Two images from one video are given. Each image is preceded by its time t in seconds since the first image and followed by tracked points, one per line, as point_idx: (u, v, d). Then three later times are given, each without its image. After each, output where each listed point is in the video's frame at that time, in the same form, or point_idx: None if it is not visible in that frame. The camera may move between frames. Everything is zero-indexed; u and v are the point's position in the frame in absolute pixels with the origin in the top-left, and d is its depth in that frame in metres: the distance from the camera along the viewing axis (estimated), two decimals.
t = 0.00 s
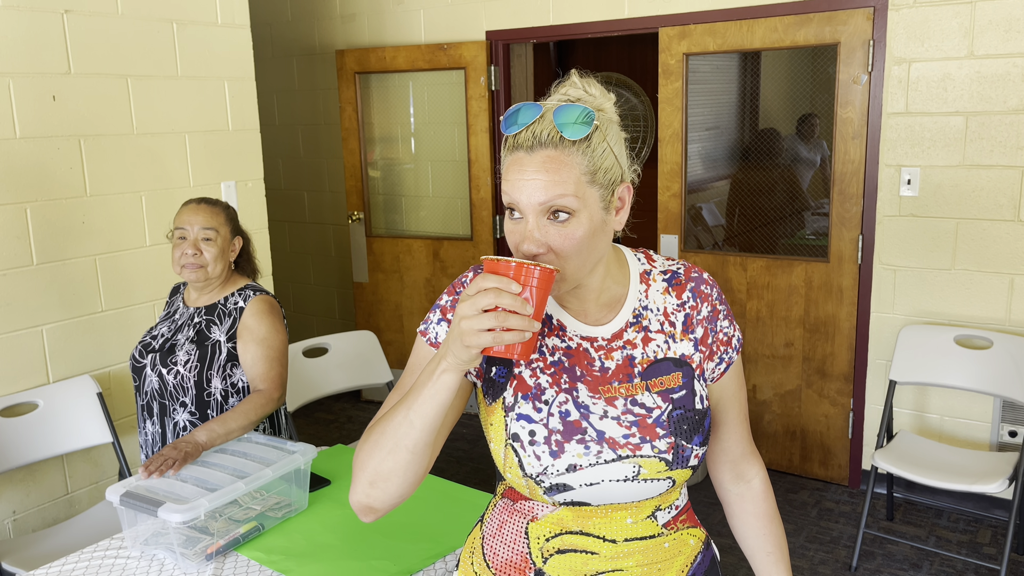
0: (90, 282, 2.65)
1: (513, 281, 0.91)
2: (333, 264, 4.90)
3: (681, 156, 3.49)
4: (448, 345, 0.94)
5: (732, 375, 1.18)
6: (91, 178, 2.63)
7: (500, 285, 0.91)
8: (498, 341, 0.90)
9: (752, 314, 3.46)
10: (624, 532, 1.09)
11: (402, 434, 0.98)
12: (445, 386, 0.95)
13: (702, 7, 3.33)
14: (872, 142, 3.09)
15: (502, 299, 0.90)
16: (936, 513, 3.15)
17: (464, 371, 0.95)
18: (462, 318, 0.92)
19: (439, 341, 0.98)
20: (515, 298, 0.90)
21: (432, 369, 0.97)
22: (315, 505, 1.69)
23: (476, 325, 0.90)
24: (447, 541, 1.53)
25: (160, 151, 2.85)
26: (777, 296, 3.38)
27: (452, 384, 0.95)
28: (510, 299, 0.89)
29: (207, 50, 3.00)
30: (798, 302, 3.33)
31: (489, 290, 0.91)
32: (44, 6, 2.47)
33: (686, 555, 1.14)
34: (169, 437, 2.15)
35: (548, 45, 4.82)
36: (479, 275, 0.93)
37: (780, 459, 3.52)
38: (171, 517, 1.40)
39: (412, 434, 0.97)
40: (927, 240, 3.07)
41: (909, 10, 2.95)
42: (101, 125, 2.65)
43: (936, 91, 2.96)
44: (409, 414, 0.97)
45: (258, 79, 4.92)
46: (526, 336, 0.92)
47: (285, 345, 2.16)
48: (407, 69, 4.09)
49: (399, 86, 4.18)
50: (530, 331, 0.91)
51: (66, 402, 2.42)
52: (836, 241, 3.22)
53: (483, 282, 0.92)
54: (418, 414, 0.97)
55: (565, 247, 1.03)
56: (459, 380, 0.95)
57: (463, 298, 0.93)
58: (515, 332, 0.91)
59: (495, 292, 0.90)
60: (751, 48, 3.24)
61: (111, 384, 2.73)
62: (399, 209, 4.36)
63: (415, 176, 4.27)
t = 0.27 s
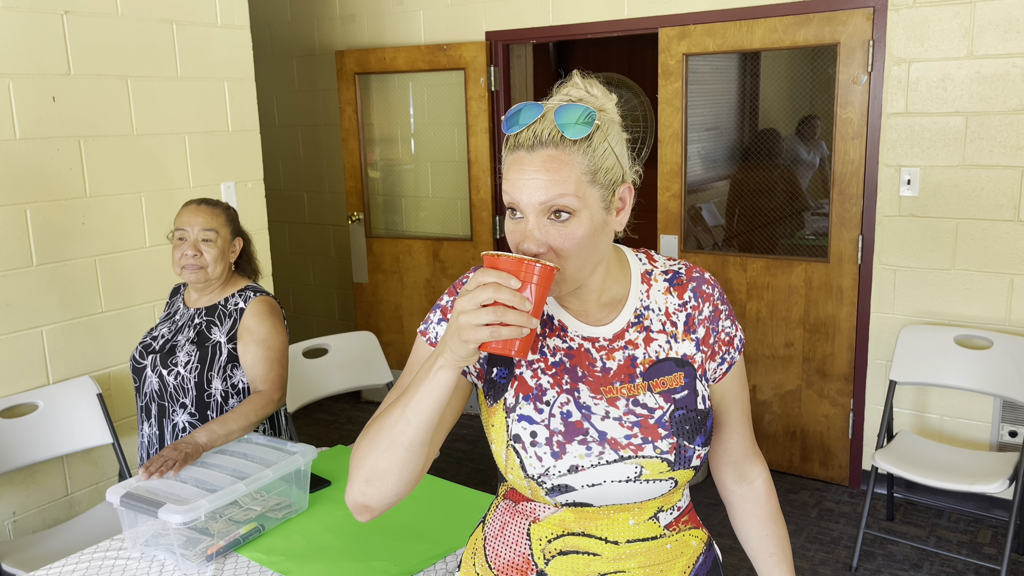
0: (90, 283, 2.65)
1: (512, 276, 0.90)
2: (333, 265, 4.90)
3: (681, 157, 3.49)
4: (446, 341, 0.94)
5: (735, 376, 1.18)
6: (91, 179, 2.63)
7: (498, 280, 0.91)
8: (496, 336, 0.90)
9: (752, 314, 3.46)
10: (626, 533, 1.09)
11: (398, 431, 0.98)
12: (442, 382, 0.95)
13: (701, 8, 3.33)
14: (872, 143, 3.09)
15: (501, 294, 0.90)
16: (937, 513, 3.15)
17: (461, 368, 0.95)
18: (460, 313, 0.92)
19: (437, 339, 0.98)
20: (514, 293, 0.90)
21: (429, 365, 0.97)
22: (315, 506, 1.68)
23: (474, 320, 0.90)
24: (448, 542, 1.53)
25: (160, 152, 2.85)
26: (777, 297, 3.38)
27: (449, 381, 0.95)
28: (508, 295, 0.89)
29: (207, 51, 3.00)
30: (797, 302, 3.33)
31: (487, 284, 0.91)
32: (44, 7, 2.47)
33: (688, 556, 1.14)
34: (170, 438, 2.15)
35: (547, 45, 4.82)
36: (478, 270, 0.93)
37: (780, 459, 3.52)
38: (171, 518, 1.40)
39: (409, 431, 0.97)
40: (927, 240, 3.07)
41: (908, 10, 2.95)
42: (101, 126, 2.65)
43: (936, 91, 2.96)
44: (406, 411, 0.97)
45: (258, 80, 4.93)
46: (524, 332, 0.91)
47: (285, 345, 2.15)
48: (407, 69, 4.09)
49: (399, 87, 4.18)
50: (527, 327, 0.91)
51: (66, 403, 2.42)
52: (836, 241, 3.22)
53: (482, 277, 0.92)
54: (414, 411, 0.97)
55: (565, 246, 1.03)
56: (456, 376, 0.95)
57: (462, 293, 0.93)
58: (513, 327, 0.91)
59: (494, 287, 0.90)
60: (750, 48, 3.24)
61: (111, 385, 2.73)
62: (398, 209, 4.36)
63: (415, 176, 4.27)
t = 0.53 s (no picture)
0: (89, 284, 2.65)
1: (513, 278, 0.91)
2: (333, 265, 4.90)
3: (680, 157, 3.49)
4: (447, 343, 0.94)
5: (737, 377, 1.18)
6: (90, 180, 2.63)
7: (499, 282, 0.91)
8: (496, 338, 0.90)
9: (751, 315, 3.46)
10: (627, 535, 1.09)
11: (399, 433, 0.98)
12: (442, 384, 0.95)
13: (701, 9, 3.33)
14: (871, 143, 3.09)
15: (501, 296, 0.90)
16: (936, 514, 3.15)
17: (462, 370, 0.95)
18: (460, 315, 0.92)
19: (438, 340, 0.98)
20: (514, 295, 0.90)
21: (430, 367, 0.97)
22: (315, 508, 1.69)
23: (474, 322, 0.90)
24: (447, 543, 1.53)
25: (160, 153, 2.85)
26: (776, 297, 3.38)
27: (449, 383, 0.95)
28: (509, 297, 0.90)
29: (206, 52, 3.00)
30: (797, 303, 3.34)
31: (488, 287, 0.91)
32: (43, 8, 2.47)
33: (689, 558, 1.14)
34: (169, 440, 2.15)
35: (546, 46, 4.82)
36: (479, 273, 0.93)
37: (780, 460, 3.52)
38: (171, 519, 1.40)
39: (409, 433, 0.97)
40: (926, 241, 3.07)
41: (907, 11, 2.95)
42: (100, 127, 2.65)
43: (935, 91, 2.96)
44: (407, 412, 0.97)
45: (258, 81, 4.93)
46: (525, 334, 0.92)
47: (285, 346, 2.16)
48: (406, 70, 4.09)
49: (398, 88, 4.18)
50: (528, 330, 0.91)
51: (66, 404, 2.42)
52: (835, 242, 3.22)
53: (482, 279, 0.92)
54: (415, 413, 0.97)
55: (567, 249, 1.03)
56: (457, 378, 0.95)
57: (463, 296, 0.93)
58: (514, 329, 0.91)
59: (495, 289, 0.90)
60: (749, 49, 3.24)
61: (111, 386, 2.73)
62: (398, 210, 4.36)
63: (414, 177, 4.27)
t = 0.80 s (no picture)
0: (89, 284, 2.65)
1: (517, 291, 0.90)
2: (332, 266, 4.90)
3: (680, 158, 3.50)
4: (453, 353, 0.93)
5: (739, 378, 1.18)
6: (90, 180, 2.63)
7: (503, 295, 0.91)
8: (502, 352, 0.90)
9: (751, 315, 3.46)
10: (628, 536, 1.09)
11: (407, 440, 0.98)
12: (450, 394, 0.95)
13: (700, 9, 3.33)
14: (871, 143, 3.09)
15: (506, 309, 0.90)
16: (936, 514, 3.15)
17: (468, 379, 0.95)
18: (465, 327, 0.92)
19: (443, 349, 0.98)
20: (519, 308, 0.90)
21: (437, 376, 0.97)
22: (315, 508, 1.69)
23: (479, 336, 0.90)
24: (447, 543, 1.53)
25: (160, 154, 2.85)
26: (776, 298, 3.38)
27: (457, 392, 0.95)
28: (514, 311, 0.90)
29: (206, 52, 3.00)
30: (796, 303, 3.34)
31: (492, 300, 0.91)
32: (43, 9, 2.47)
33: (690, 559, 1.14)
34: (169, 440, 2.15)
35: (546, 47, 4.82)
36: (482, 285, 0.93)
37: (780, 460, 3.52)
38: (171, 520, 1.40)
39: (417, 440, 0.97)
40: (926, 241, 3.08)
41: (907, 11, 2.95)
42: (100, 128, 2.65)
43: (935, 92, 2.96)
44: (414, 420, 0.97)
45: (257, 82, 4.93)
46: (531, 345, 0.92)
47: (285, 347, 2.16)
48: (406, 71, 4.09)
49: (398, 88, 4.18)
50: (534, 341, 0.92)
51: (66, 405, 2.42)
52: (835, 242, 3.22)
53: (486, 292, 0.92)
54: (423, 421, 0.97)
55: (571, 250, 1.03)
56: (464, 387, 0.95)
57: (467, 307, 0.92)
58: (520, 342, 0.91)
59: (499, 303, 0.90)
60: (749, 49, 3.24)
61: (111, 386, 2.74)
62: (398, 210, 4.36)
63: (414, 177, 4.27)
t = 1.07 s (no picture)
0: (89, 284, 2.65)
1: (511, 306, 0.90)
2: (332, 266, 4.90)
3: (680, 158, 3.50)
4: (451, 366, 0.93)
5: (741, 379, 1.18)
6: (90, 180, 2.63)
7: (497, 311, 0.90)
8: (499, 367, 0.90)
9: (751, 316, 3.46)
10: (629, 536, 1.08)
11: (410, 449, 0.98)
12: (451, 404, 0.95)
13: (701, 9, 3.33)
14: (871, 144, 3.09)
15: (501, 325, 0.89)
16: (936, 515, 3.15)
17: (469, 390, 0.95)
18: (461, 343, 0.91)
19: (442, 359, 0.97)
20: (514, 324, 0.89)
21: (437, 386, 0.96)
22: (315, 508, 1.68)
23: (476, 352, 0.90)
24: (447, 543, 1.53)
25: (159, 153, 2.85)
26: (776, 298, 3.38)
27: (458, 403, 0.95)
28: (509, 326, 0.89)
29: (206, 52, 3.00)
30: (796, 304, 3.34)
31: (486, 316, 0.90)
32: (42, 8, 2.46)
33: (691, 559, 1.13)
34: (169, 439, 2.14)
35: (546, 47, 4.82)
36: (476, 300, 0.92)
37: (780, 461, 3.52)
38: (171, 520, 1.39)
39: (420, 449, 0.97)
40: (926, 242, 3.08)
41: (907, 11, 2.95)
42: (99, 127, 2.65)
43: (935, 92, 2.96)
44: (417, 429, 0.97)
45: (258, 81, 4.92)
46: (528, 359, 0.91)
47: (285, 346, 2.15)
48: (406, 70, 4.09)
49: (398, 88, 4.18)
50: (531, 354, 0.91)
51: (65, 405, 2.42)
52: (835, 242, 3.22)
53: (480, 308, 0.91)
54: (425, 430, 0.97)
55: (575, 251, 1.03)
56: (465, 397, 0.95)
57: (462, 322, 0.92)
58: (517, 356, 0.91)
59: (493, 319, 0.89)
60: (749, 49, 3.24)
61: (111, 386, 2.73)
62: (398, 211, 4.35)
63: (414, 177, 4.27)
